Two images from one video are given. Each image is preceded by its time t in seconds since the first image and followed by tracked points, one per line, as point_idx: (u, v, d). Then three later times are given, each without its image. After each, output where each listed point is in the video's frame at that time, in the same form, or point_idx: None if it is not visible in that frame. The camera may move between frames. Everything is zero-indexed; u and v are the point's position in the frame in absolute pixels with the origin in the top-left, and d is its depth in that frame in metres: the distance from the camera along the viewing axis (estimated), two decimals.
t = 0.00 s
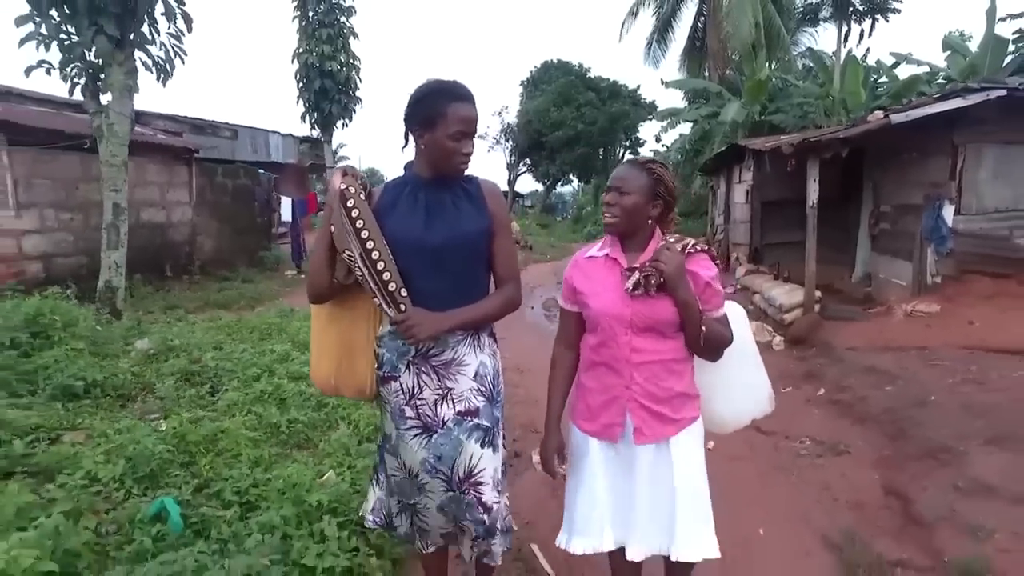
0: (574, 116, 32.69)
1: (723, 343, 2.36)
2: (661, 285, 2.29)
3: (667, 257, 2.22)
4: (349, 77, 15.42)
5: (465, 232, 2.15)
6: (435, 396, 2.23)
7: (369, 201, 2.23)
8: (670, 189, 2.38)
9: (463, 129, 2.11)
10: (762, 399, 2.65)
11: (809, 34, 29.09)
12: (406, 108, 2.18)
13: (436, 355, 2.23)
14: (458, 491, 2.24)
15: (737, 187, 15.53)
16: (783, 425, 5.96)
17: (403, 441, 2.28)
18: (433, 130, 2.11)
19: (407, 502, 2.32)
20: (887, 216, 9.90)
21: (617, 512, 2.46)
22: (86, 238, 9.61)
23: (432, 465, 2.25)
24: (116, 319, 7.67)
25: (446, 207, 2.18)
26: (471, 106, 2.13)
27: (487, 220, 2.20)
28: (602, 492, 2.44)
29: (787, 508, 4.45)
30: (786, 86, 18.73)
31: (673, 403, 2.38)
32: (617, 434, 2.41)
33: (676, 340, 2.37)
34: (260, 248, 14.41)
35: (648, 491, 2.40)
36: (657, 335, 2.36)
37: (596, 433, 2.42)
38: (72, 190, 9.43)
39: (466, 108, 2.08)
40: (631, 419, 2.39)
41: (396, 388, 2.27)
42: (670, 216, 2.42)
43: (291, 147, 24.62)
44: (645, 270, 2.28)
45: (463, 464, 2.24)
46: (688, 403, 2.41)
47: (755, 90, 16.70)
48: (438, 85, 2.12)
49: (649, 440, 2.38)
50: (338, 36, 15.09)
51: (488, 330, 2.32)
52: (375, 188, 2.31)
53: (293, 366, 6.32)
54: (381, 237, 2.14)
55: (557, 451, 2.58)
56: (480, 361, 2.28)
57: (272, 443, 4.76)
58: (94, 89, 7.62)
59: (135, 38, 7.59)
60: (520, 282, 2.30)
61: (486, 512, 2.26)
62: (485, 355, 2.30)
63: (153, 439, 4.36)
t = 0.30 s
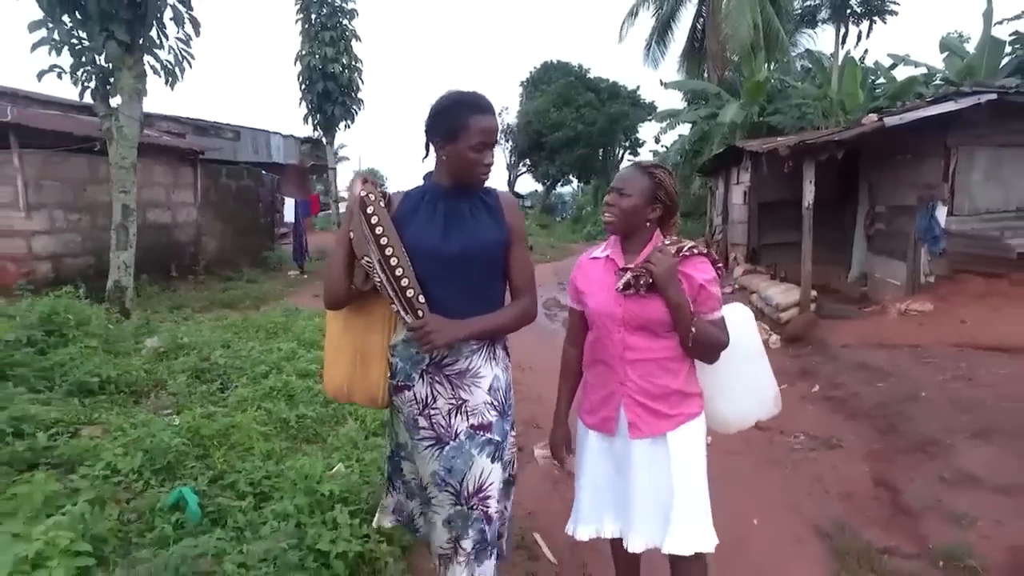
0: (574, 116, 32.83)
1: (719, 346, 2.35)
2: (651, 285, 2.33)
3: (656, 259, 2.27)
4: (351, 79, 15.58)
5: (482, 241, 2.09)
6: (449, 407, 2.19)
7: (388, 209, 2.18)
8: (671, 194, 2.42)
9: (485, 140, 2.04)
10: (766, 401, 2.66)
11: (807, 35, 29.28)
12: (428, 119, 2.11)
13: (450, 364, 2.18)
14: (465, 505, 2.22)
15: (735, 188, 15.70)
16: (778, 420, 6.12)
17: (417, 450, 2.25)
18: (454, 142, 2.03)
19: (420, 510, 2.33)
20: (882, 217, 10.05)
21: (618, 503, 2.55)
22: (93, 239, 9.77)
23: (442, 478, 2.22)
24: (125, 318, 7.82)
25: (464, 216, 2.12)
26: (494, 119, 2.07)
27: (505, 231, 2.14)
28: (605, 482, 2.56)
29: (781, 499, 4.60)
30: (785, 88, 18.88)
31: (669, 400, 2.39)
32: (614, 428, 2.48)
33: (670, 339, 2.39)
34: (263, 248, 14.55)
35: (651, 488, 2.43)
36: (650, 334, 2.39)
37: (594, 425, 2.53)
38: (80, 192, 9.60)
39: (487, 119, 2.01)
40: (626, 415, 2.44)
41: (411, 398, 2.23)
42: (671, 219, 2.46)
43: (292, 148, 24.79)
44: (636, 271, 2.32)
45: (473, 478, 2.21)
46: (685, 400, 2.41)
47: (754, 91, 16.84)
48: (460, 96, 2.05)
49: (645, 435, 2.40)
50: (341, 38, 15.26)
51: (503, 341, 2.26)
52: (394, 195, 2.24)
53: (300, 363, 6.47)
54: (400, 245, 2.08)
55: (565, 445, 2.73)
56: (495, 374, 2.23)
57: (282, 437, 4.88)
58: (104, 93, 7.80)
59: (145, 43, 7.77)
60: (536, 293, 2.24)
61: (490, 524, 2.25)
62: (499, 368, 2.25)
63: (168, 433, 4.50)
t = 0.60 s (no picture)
0: (569, 116, 32.98)
1: (726, 347, 2.39)
2: (657, 287, 2.38)
3: (663, 260, 2.31)
4: (348, 81, 15.72)
5: (494, 247, 2.11)
6: (456, 415, 2.18)
7: (401, 212, 2.18)
8: (676, 197, 2.49)
9: (502, 147, 2.09)
10: (779, 403, 2.67)
11: (801, 37, 29.49)
12: (446, 126, 2.16)
13: (458, 373, 2.18)
14: (469, 510, 2.20)
15: (728, 188, 15.88)
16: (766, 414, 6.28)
17: (420, 465, 2.19)
18: (472, 147, 2.08)
19: (417, 535, 2.22)
20: (871, 217, 10.24)
21: (621, 499, 2.63)
22: (94, 238, 9.90)
23: (447, 491, 2.18)
24: (127, 316, 7.95)
25: (476, 222, 2.15)
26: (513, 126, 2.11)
27: (519, 240, 2.18)
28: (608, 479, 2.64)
29: (767, 488, 4.76)
30: (779, 89, 19.06)
31: (675, 402, 2.46)
32: (619, 427, 2.56)
33: (677, 340, 2.44)
34: (261, 248, 14.66)
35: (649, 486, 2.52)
36: (656, 336, 2.45)
37: (600, 423, 2.61)
38: (82, 192, 9.73)
39: (506, 126, 2.05)
40: (631, 415, 2.51)
41: (417, 410, 2.20)
42: (676, 220, 2.51)
43: (288, 148, 24.90)
44: (642, 273, 2.37)
45: (477, 483, 2.21)
46: (692, 404, 2.47)
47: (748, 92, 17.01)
48: (478, 103, 2.09)
49: (649, 436, 2.48)
50: (338, 40, 15.40)
51: (513, 350, 2.27)
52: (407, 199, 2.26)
53: (301, 360, 6.61)
54: (412, 249, 2.09)
55: (567, 436, 2.87)
56: (504, 382, 2.24)
57: (285, 430, 5.02)
58: (107, 94, 7.93)
59: (147, 46, 7.91)
60: (544, 305, 2.24)
61: (492, 525, 2.27)
62: (508, 376, 2.26)
63: (176, 426, 4.63)
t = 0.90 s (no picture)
0: (560, 116, 33.10)
1: (744, 349, 2.31)
2: (671, 291, 2.28)
3: (675, 263, 2.23)
4: (339, 81, 15.75)
5: (481, 247, 2.15)
6: (439, 411, 2.20)
7: (388, 213, 2.21)
8: (685, 194, 2.36)
9: (489, 145, 2.11)
10: (796, 407, 2.57)
11: (790, 37, 29.72)
12: (435, 123, 2.19)
13: (444, 373, 2.21)
14: (449, 508, 2.18)
15: (716, 187, 16.02)
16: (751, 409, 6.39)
17: (400, 456, 2.17)
18: (457, 146, 2.10)
19: (398, 528, 2.18)
20: (856, 216, 10.40)
21: (635, 514, 2.51)
22: (84, 238, 9.91)
23: (429, 484, 2.16)
24: (118, 314, 7.97)
25: (464, 222, 2.18)
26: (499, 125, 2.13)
27: (508, 240, 2.22)
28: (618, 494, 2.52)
29: (750, 480, 4.86)
30: (768, 89, 19.23)
31: (691, 409, 2.35)
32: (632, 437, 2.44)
33: (692, 345, 2.34)
34: (252, 247, 14.66)
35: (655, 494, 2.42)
36: (671, 341, 2.33)
37: (611, 432, 2.49)
38: (71, 192, 9.75)
39: (492, 125, 2.07)
40: (645, 422, 2.40)
41: (398, 403, 2.19)
42: (685, 220, 2.39)
43: (279, 148, 24.88)
44: (654, 276, 2.27)
45: (458, 480, 2.20)
46: (708, 410, 2.37)
47: (736, 93, 17.16)
48: (465, 102, 2.12)
49: (664, 445, 2.37)
50: (329, 40, 15.43)
51: (501, 351, 2.32)
52: (395, 197, 2.29)
53: (292, 358, 6.66)
54: (399, 252, 2.12)
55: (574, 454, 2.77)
56: (490, 381, 2.28)
57: (277, 426, 5.09)
58: (98, 94, 7.97)
59: (138, 46, 7.95)
60: (534, 304, 2.29)
61: (469, 524, 2.24)
62: (495, 375, 2.30)
63: (169, 423, 4.68)
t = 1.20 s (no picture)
0: (545, 116, 33.24)
1: (729, 348, 2.18)
2: (654, 287, 2.16)
3: (663, 259, 2.12)
4: (323, 80, 15.75)
5: (445, 246, 2.15)
6: (405, 420, 2.21)
7: (346, 213, 2.17)
8: (668, 192, 2.23)
9: (445, 140, 2.10)
10: (784, 413, 2.38)
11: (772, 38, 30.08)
12: (393, 118, 2.19)
13: (409, 377, 2.21)
14: (418, 518, 2.21)
15: (698, 186, 16.19)
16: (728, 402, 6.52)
17: (368, 471, 2.19)
18: (413, 139, 2.10)
19: (370, 544, 2.21)
20: (833, 214, 10.60)
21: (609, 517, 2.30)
22: (65, 237, 9.89)
23: (397, 497, 2.19)
24: (100, 313, 7.98)
25: (426, 219, 2.17)
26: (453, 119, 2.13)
27: (471, 237, 2.21)
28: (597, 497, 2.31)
29: (724, 469, 4.98)
30: (750, 89, 19.46)
31: (671, 409, 2.22)
32: (610, 435, 2.29)
33: (674, 344, 2.21)
34: (236, 246, 14.56)
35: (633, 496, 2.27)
36: (652, 339, 2.22)
37: (591, 432, 2.33)
38: (51, 190, 9.73)
39: (446, 118, 2.07)
40: (622, 421, 2.26)
41: (365, 413, 2.20)
42: (669, 217, 2.25)
43: (263, 147, 24.83)
44: (639, 270, 2.14)
45: (423, 487, 2.22)
46: (688, 411, 2.24)
47: (718, 93, 17.36)
48: (422, 96, 2.13)
49: (641, 445, 2.23)
50: (313, 39, 15.44)
51: (465, 353, 2.33)
52: (354, 196, 2.26)
53: (276, 355, 6.71)
54: (357, 251, 2.09)
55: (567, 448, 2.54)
56: (454, 385, 2.28)
57: (261, 421, 5.14)
58: (79, 92, 7.97)
59: (120, 44, 7.96)
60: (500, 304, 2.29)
61: (433, 526, 2.28)
62: (459, 379, 2.30)
63: (153, 418, 4.72)
